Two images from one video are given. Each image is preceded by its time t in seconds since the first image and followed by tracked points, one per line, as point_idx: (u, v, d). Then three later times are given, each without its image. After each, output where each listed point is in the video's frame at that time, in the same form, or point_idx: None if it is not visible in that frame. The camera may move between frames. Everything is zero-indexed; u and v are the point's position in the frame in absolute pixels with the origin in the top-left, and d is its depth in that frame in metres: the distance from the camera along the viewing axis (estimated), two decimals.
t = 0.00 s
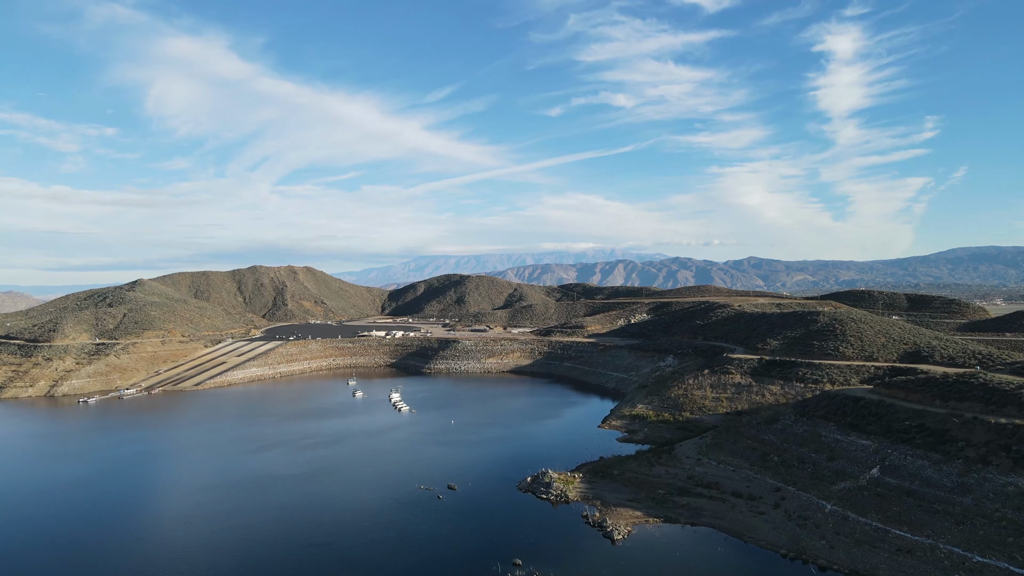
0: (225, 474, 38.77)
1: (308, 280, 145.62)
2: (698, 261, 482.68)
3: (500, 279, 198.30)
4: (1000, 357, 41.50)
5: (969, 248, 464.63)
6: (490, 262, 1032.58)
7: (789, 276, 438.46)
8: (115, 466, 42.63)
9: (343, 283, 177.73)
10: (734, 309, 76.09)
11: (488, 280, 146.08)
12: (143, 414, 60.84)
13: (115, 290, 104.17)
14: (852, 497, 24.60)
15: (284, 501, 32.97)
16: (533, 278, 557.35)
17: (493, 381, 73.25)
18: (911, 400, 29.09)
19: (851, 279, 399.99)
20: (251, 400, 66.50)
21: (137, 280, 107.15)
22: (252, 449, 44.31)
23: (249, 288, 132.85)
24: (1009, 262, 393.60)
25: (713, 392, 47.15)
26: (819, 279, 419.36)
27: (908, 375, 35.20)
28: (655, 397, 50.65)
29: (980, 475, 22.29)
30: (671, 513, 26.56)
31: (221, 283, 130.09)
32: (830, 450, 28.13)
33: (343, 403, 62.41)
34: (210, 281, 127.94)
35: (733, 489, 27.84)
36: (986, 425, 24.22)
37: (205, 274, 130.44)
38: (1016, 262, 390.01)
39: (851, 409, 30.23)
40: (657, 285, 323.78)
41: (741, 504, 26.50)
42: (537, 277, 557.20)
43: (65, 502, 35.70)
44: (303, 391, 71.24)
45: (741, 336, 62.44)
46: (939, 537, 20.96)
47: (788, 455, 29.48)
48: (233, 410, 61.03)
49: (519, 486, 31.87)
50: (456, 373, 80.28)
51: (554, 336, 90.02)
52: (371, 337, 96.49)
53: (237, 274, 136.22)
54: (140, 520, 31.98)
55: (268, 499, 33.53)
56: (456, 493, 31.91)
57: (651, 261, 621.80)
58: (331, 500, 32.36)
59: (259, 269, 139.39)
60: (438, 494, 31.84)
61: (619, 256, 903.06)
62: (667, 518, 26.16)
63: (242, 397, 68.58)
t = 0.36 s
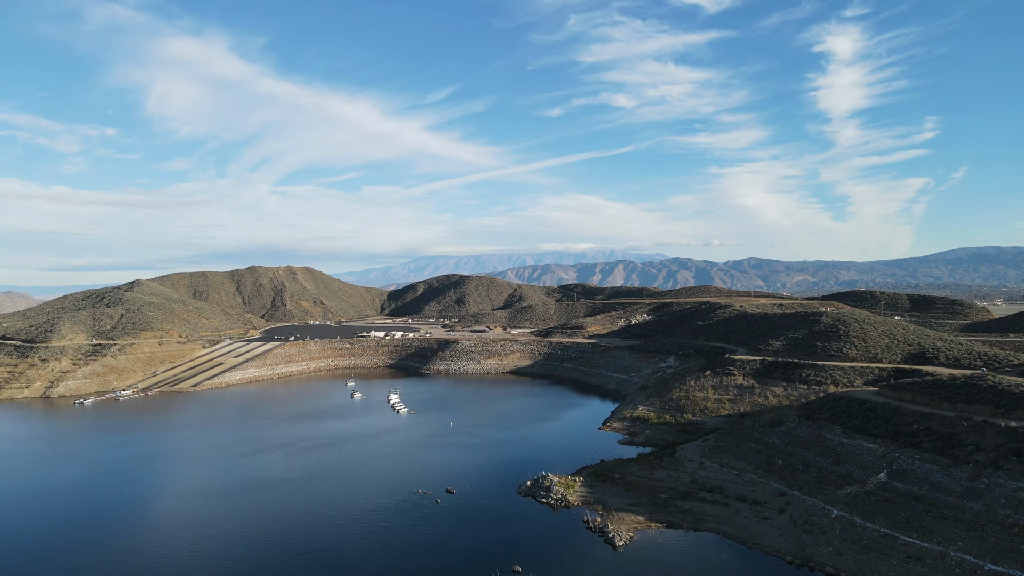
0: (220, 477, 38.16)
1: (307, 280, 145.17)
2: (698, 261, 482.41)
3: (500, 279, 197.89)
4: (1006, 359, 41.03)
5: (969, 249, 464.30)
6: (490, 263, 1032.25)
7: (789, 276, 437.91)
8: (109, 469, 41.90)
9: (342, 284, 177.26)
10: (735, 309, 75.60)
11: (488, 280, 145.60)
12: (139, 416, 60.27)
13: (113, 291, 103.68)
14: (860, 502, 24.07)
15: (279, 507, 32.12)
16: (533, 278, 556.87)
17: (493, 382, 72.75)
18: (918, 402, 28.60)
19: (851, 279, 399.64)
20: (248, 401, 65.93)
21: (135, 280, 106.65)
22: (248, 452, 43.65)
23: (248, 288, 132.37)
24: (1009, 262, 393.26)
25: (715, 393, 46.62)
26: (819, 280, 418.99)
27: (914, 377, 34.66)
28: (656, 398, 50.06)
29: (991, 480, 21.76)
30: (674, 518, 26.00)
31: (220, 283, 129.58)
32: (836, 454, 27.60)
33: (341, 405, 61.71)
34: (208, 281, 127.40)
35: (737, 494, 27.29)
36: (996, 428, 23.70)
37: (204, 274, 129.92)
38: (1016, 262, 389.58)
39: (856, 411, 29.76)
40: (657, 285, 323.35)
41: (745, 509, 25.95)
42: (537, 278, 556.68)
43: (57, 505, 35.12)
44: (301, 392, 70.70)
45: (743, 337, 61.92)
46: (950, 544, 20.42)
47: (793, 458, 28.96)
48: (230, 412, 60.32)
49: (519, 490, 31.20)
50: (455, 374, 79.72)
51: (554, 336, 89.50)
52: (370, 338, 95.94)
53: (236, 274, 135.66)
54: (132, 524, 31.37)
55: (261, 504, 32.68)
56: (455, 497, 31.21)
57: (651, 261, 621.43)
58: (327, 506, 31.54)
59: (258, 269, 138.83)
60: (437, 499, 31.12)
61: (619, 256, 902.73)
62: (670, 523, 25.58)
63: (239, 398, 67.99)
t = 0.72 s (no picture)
0: (213, 493, 37.24)
1: (306, 291, 144.75)
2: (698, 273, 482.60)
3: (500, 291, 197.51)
4: (1012, 372, 40.61)
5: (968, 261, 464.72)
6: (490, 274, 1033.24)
7: (788, 288, 438.15)
8: (99, 485, 40.81)
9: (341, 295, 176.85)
10: (736, 321, 75.16)
11: (487, 292, 145.20)
12: (134, 429, 59.46)
13: (110, 302, 103.19)
14: (869, 520, 23.46)
15: (271, 525, 31.05)
16: (533, 290, 556.82)
17: (492, 395, 72.09)
18: (926, 418, 28.27)
19: (851, 291, 399.75)
20: (244, 415, 65.10)
21: (133, 292, 106.20)
22: (242, 468, 42.73)
23: (247, 299, 131.89)
24: (1009, 274, 393.52)
25: (718, 407, 46.00)
26: (818, 292, 419.11)
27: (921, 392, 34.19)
28: (658, 412, 49.43)
29: (1004, 498, 21.20)
30: (677, 537, 25.27)
31: (218, 295, 129.10)
32: (843, 471, 27.15)
33: (338, 419, 60.90)
34: (207, 293, 126.96)
35: (741, 512, 26.62)
36: (1007, 445, 23.26)
37: (202, 286, 129.48)
38: (1016, 274, 389.93)
39: (863, 427, 29.43)
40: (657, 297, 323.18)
41: (751, 527, 25.26)
42: (536, 290, 556.57)
43: (47, 520, 34.27)
44: (298, 405, 69.94)
45: (744, 350, 61.42)
46: (963, 565, 19.74)
47: (799, 475, 28.49)
48: (226, 426, 59.42)
49: (518, 507, 30.40)
50: (454, 387, 78.98)
51: (553, 349, 88.90)
52: (369, 350, 95.30)
53: (235, 286, 135.24)
54: (121, 541, 30.47)
55: (253, 522, 31.62)
56: (452, 514, 30.25)
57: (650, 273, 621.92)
58: (320, 523, 30.49)
59: (256, 281, 138.44)
60: (433, 516, 30.19)
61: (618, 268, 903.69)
62: (673, 542, 24.83)
63: (236, 412, 67.16)
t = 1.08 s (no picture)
0: (203, 529, 35.87)
1: (304, 322, 144.23)
2: (697, 305, 482.76)
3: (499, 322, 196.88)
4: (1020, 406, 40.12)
5: (967, 293, 465.67)
6: (489, 306, 1032.75)
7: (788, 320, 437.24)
8: (81, 523, 39.10)
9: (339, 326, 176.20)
10: (737, 353, 74.62)
11: (486, 323, 144.64)
12: (126, 463, 58.21)
13: (107, 333, 102.61)
14: (881, 560, 23.04)
15: (259, 565, 29.45)
16: (532, 321, 555.42)
17: (491, 428, 71.01)
18: (938, 453, 28.77)
19: (851, 323, 398.97)
20: (238, 448, 63.81)
21: (130, 322, 105.77)
22: (234, 504, 41.33)
23: (244, 330, 131.25)
24: (1008, 306, 393.46)
25: (721, 440, 45.24)
26: (819, 323, 417.94)
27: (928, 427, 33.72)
28: (660, 446, 48.54)
29: (1021, 538, 20.88)
30: None
31: (216, 326, 128.56)
32: (853, 509, 27.14)
33: (334, 452, 59.65)
34: (204, 324, 126.31)
35: (748, 551, 25.80)
36: (1020, 482, 23.27)
37: (200, 317, 129.04)
38: (1016, 306, 389.49)
39: (872, 463, 29.81)
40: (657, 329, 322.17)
41: (758, 567, 24.37)
42: (536, 321, 555.17)
43: (29, 556, 33.00)
44: (294, 439, 68.73)
45: (747, 382, 60.83)
46: None
47: (807, 512, 28.33)
48: (220, 460, 58.10)
49: (518, 545, 29.33)
50: (452, 420, 77.87)
51: (553, 381, 88.00)
52: (367, 382, 94.34)
53: (233, 316, 134.75)
54: None
55: (240, 562, 29.99)
56: (450, 552, 28.86)
57: (650, 305, 621.37)
58: (310, 562, 28.99)
59: (255, 311, 137.94)
60: (430, 554, 28.79)
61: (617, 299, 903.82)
62: None
63: (230, 445, 65.84)
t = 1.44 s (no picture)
0: (194, 540, 34.98)
1: (302, 330, 143.58)
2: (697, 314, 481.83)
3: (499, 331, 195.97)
4: None
5: (967, 302, 464.74)
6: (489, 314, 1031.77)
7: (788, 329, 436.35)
8: (70, 534, 38.05)
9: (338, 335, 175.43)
10: (739, 362, 74.05)
11: (486, 332, 143.90)
12: (121, 473, 57.54)
13: (104, 341, 102.10)
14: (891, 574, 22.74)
15: None
16: (532, 330, 554.22)
17: (491, 438, 70.27)
18: (945, 464, 29.19)
19: (851, 332, 397.91)
20: (235, 458, 63.02)
21: (128, 331, 105.30)
22: (227, 515, 40.47)
23: (243, 339, 130.61)
24: (1009, 315, 392.61)
25: (724, 450, 44.77)
26: (819, 333, 416.86)
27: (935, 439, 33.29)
28: (661, 456, 48.01)
29: None
30: None
31: (214, 334, 127.97)
32: (861, 521, 27.11)
33: (330, 462, 58.88)
34: (202, 332, 125.79)
35: (754, 565, 25.28)
36: None
37: (198, 325, 128.46)
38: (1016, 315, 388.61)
39: (879, 474, 30.10)
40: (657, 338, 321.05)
41: None
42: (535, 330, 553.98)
43: (15, 566, 32.24)
44: (290, 448, 67.98)
45: (749, 392, 60.31)
46: None
47: (813, 525, 28.15)
48: (216, 471, 57.30)
49: (518, 558, 28.55)
50: (451, 429, 77.13)
51: (553, 390, 87.27)
52: (365, 391, 93.65)
53: (231, 325, 134.29)
54: None
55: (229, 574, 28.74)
56: (447, 565, 27.87)
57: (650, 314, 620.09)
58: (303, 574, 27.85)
59: (253, 320, 137.47)
60: (428, 567, 27.78)
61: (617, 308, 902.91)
62: None
63: (226, 455, 65.01)
